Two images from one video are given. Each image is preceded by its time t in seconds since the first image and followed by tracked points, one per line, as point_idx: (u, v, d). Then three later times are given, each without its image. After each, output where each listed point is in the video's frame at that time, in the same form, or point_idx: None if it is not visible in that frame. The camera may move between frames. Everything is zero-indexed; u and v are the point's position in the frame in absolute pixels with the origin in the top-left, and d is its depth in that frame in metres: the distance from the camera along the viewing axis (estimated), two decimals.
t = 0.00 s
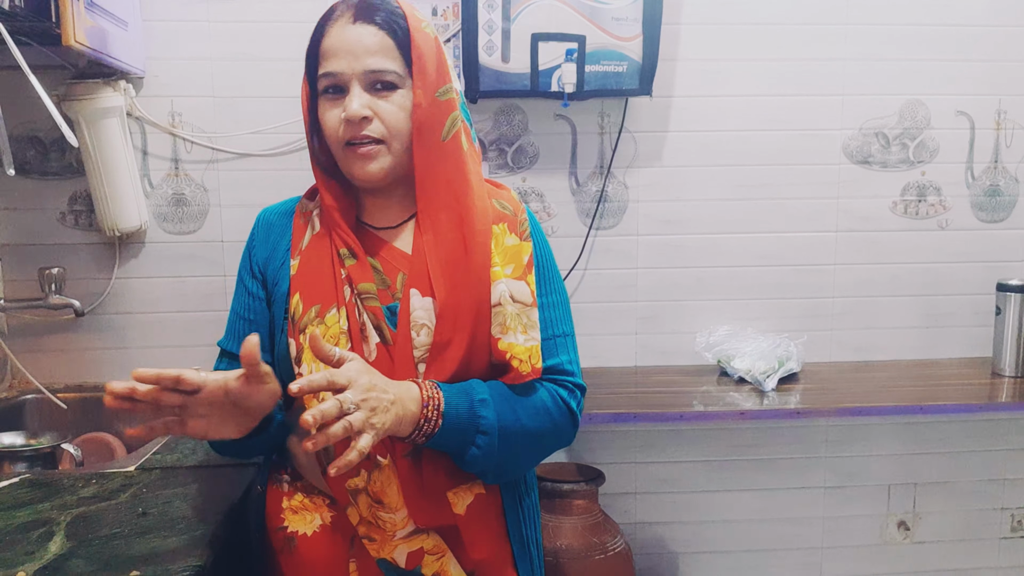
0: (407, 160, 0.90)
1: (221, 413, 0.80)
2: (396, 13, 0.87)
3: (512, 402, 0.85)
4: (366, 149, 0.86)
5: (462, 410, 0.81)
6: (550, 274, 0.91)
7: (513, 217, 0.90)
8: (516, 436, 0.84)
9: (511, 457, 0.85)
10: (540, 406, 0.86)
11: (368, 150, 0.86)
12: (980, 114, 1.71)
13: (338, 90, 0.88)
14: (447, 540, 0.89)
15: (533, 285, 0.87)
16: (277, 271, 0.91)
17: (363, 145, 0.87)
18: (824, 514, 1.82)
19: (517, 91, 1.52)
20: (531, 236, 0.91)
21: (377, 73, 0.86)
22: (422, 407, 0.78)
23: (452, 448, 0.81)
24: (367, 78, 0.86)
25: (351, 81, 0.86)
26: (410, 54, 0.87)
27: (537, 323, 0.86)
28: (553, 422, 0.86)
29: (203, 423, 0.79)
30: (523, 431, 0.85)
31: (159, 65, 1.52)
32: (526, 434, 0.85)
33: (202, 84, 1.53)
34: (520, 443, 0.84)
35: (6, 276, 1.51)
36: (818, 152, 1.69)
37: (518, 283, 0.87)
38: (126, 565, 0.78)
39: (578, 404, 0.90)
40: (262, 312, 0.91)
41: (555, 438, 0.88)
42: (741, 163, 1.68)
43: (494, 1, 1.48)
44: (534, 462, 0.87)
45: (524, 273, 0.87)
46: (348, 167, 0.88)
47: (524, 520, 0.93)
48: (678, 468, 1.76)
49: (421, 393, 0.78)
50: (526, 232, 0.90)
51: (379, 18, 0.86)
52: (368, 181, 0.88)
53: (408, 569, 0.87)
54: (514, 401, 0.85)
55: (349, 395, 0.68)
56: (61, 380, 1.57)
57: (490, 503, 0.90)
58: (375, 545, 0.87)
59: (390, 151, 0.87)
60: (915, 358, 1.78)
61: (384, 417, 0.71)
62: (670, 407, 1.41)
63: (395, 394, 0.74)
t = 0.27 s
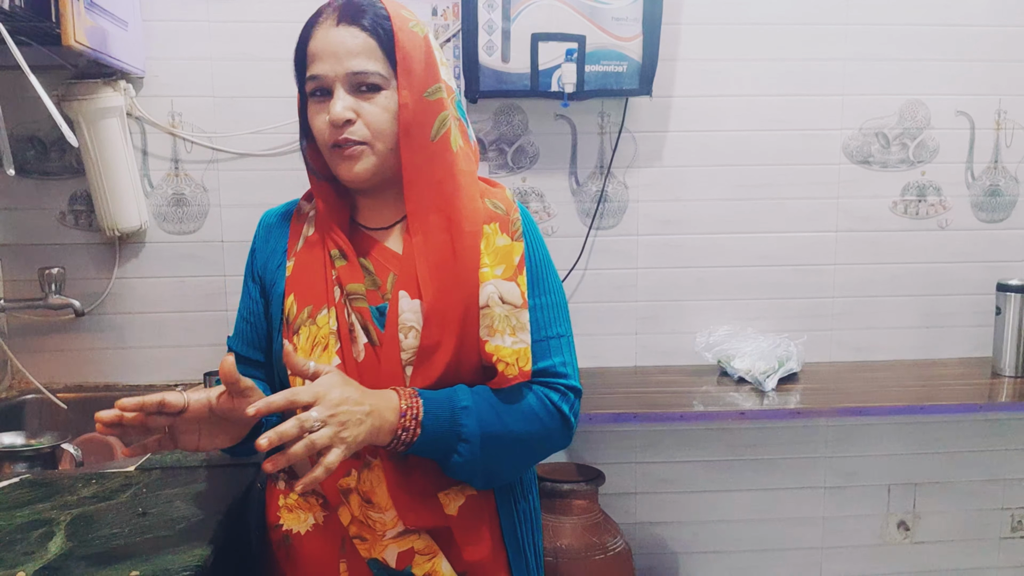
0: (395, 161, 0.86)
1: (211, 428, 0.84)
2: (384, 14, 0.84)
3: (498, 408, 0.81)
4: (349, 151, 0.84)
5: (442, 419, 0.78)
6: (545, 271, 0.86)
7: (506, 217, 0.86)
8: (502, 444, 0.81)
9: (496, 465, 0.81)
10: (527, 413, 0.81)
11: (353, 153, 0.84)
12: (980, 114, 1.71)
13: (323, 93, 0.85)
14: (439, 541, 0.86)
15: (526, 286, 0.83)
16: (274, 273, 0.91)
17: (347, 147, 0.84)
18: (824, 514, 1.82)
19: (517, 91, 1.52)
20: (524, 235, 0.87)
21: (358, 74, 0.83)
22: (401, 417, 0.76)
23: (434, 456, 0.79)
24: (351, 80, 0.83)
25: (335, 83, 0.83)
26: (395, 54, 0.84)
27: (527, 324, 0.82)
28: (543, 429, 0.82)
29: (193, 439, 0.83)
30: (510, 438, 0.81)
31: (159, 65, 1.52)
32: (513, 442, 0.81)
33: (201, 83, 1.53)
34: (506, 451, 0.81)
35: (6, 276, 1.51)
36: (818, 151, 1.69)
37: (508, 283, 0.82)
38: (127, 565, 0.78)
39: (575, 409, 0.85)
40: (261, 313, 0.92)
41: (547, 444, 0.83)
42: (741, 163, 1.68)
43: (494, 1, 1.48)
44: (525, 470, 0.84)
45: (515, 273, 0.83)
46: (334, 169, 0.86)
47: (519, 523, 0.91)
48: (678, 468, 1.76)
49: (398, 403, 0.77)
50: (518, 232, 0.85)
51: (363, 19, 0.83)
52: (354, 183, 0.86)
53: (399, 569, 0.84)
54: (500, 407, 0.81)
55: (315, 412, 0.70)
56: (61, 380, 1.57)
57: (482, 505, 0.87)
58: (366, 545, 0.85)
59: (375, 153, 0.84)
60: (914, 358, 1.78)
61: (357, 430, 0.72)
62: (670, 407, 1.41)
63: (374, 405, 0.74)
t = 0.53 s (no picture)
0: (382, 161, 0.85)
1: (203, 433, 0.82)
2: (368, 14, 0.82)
3: (482, 409, 0.80)
4: (335, 152, 0.82)
5: (422, 424, 0.78)
6: (535, 268, 0.85)
7: (495, 215, 0.84)
8: (486, 446, 0.80)
9: (481, 468, 0.81)
10: (512, 414, 0.80)
11: (338, 154, 0.83)
12: (980, 114, 1.71)
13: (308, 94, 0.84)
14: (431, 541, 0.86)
15: (515, 284, 0.82)
16: (269, 274, 0.90)
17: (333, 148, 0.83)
18: (824, 514, 1.82)
19: (517, 91, 1.52)
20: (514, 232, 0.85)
21: (341, 75, 0.81)
22: (379, 422, 0.77)
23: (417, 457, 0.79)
24: (335, 81, 0.82)
25: (319, 85, 0.82)
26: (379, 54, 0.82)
27: (515, 323, 0.81)
28: (528, 430, 0.81)
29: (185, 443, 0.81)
30: (493, 440, 0.80)
31: (158, 65, 1.52)
32: (497, 444, 0.80)
33: (201, 84, 1.53)
34: (490, 454, 0.80)
35: (6, 276, 1.51)
36: (818, 151, 1.69)
37: (496, 283, 0.81)
38: (127, 565, 0.78)
39: (566, 407, 0.84)
40: (257, 314, 0.93)
41: (534, 446, 0.82)
42: (742, 163, 1.68)
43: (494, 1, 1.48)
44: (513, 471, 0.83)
45: (504, 272, 0.82)
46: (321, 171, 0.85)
47: (514, 523, 0.90)
48: (677, 468, 1.76)
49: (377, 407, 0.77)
50: (508, 229, 0.84)
51: (347, 19, 0.81)
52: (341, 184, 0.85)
53: (391, 570, 0.84)
54: (484, 408, 0.81)
55: (286, 420, 0.70)
56: (61, 380, 1.57)
57: (474, 505, 0.86)
58: (358, 545, 0.84)
59: (360, 154, 0.83)
60: (914, 357, 1.78)
61: (331, 436, 0.72)
62: (670, 407, 1.41)
63: (350, 410, 0.74)
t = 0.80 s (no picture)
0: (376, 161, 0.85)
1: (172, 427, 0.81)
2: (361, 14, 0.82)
3: (481, 407, 0.80)
4: (327, 152, 0.82)
5: (422, 424, 0.78)
6: (532, 265, 0.85)
7: (490, 214, 0.84)
8: (486, 444, 0.80)
9: (481, 466, 0.81)
10: (511, 412, 0.80)
11: (331, 154, 0.82)
12: (980, 114, 1.71)
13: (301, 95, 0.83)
14: (429, 541, 0.86)
15: (510, 282, 0.82)
16: (263, 274, 0.90)
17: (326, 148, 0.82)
18: (824, 514, 1.82)
19: (517, 91, 1.52)
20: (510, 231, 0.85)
21: (333, 76, 0.81)
22: (378, 423, 0.76)
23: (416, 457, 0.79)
24: (327, 80, 0.81)
25: (311, 84, 0.81)
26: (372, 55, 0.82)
27: (512, 321, 0.81)
28: (528, 427, 0.81)
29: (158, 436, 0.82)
30: (493, 439, 0.80)
31: (158, 65, 1.52)
32: (497, 442, 0.80)
33: (201, 84, 1.53)
34: (490, 452, 0.80)
35: (6, 276, 1.51)
36: (818, 151, 1.69)
37: (493, 281, 0.81)
38: (127, 565, 0.78)
39: (565, 404, 0.84)
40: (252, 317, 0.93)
41: (534, 444, 0.82)
42: (742, 163, 1.68)
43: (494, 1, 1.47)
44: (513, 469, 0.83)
45: (500, 270, 0.82)
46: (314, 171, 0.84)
47: (512, 522, 0.90)
48: (677, 468, 1.76)
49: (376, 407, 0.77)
50: (503, 228, 0.84)
51: (339, 20, 0.81)
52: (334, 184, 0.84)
53: (389, 570, 0.84)
54: (483, 406, 0.80)
55: (285, 424, 0.69)
56: (61, 380, 1.57)
57: (472, 505, 0.86)
58: (355, 546, 0.85)
59: (353, 154, 0.83)
60: (914, 357, 1.78)
61: (331, 438, 0.71)
62: (670, 407, 1.41)
63: (349, 411, 0.74)
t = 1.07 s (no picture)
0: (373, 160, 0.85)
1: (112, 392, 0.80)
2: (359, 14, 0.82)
3: (482, 403, 0.80)
4: (324, 151, 0.82)
5: (424, 420, 0.77)
6: (531, 261, 0.85)
7: (487, 210, 0.85)
8: (487, 441, 0.79)
9: (482, 464, 0.80)
10: (513, 407, 0.80)
11: (328, 153, 0.82)
12: (980, 114, 1.71)
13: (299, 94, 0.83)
14: (425, 539, 0.86)
15: (508, 277, 0.82)
16: (259, 271, 0.89)
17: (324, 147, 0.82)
18: (824, 514, 1.82)
19: (517, 91, 1.52)
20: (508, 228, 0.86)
21: (331, 75, 0.81)
22: (379, 420, 0.76)
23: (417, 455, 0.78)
24: (325, 80, 0.81)
25: (309, 84, 0.81)
26: (371, 54, 0.81)
27: (511, 316, 0.81)
28: (529, 422, 0.80)
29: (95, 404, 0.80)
30: (494, 435, 0.79)
31: (158, 65, 1.52)
32: (499, 438, 0.79)
33: (201, 84, 1.53)
34: (492, 448, 0.80)
35: (6, 276, 1.51)
36: (818, 151, 1.69)
37: (490, 276, 0.81)
38: (127, 565, 0.78)
39: (566, 399, 0.83)
40: (245, 313, 0.91)
41: (536, 440, 0.82)
42: (742, 163, 1.68)
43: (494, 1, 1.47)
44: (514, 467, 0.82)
45: (498, 265, 0.82)
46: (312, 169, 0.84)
47: (511, 522, 0.90)
48: (677, 468, 1.76)
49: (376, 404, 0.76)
50: (501, 224, 0.85)
51: (338, 19, 0.81)
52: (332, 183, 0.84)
53: (385, 569, 0.84)
54: (484, 402, 0.80)
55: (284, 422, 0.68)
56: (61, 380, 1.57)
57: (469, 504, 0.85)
58: (351, 545, 0.84)
59: (350, 153, 0.83)
60: (914, 358, 1.78)
61: (332, 435, 0.71)
62: (670, 407, 1.41)
63: (349, 409, 0.73)
